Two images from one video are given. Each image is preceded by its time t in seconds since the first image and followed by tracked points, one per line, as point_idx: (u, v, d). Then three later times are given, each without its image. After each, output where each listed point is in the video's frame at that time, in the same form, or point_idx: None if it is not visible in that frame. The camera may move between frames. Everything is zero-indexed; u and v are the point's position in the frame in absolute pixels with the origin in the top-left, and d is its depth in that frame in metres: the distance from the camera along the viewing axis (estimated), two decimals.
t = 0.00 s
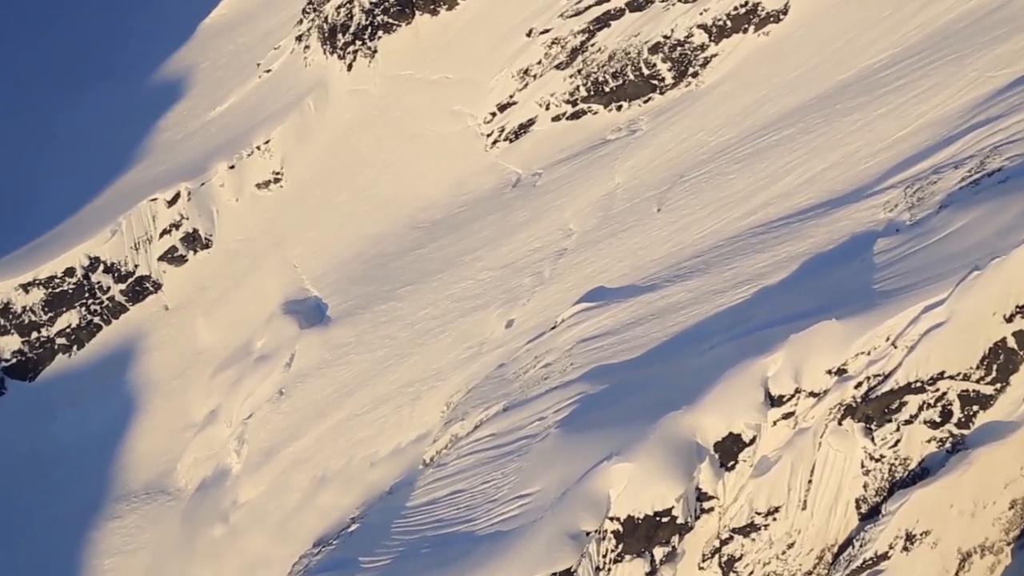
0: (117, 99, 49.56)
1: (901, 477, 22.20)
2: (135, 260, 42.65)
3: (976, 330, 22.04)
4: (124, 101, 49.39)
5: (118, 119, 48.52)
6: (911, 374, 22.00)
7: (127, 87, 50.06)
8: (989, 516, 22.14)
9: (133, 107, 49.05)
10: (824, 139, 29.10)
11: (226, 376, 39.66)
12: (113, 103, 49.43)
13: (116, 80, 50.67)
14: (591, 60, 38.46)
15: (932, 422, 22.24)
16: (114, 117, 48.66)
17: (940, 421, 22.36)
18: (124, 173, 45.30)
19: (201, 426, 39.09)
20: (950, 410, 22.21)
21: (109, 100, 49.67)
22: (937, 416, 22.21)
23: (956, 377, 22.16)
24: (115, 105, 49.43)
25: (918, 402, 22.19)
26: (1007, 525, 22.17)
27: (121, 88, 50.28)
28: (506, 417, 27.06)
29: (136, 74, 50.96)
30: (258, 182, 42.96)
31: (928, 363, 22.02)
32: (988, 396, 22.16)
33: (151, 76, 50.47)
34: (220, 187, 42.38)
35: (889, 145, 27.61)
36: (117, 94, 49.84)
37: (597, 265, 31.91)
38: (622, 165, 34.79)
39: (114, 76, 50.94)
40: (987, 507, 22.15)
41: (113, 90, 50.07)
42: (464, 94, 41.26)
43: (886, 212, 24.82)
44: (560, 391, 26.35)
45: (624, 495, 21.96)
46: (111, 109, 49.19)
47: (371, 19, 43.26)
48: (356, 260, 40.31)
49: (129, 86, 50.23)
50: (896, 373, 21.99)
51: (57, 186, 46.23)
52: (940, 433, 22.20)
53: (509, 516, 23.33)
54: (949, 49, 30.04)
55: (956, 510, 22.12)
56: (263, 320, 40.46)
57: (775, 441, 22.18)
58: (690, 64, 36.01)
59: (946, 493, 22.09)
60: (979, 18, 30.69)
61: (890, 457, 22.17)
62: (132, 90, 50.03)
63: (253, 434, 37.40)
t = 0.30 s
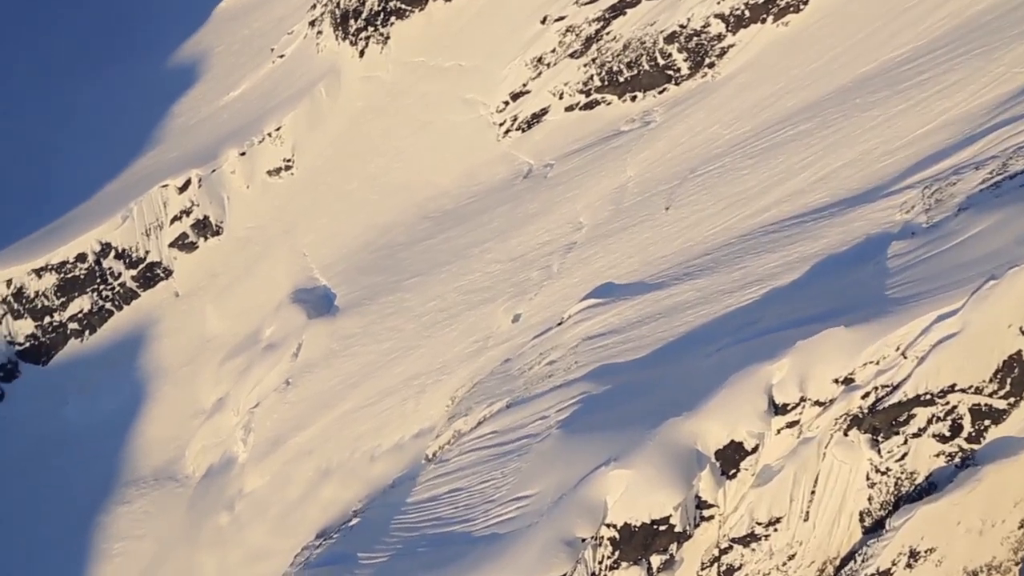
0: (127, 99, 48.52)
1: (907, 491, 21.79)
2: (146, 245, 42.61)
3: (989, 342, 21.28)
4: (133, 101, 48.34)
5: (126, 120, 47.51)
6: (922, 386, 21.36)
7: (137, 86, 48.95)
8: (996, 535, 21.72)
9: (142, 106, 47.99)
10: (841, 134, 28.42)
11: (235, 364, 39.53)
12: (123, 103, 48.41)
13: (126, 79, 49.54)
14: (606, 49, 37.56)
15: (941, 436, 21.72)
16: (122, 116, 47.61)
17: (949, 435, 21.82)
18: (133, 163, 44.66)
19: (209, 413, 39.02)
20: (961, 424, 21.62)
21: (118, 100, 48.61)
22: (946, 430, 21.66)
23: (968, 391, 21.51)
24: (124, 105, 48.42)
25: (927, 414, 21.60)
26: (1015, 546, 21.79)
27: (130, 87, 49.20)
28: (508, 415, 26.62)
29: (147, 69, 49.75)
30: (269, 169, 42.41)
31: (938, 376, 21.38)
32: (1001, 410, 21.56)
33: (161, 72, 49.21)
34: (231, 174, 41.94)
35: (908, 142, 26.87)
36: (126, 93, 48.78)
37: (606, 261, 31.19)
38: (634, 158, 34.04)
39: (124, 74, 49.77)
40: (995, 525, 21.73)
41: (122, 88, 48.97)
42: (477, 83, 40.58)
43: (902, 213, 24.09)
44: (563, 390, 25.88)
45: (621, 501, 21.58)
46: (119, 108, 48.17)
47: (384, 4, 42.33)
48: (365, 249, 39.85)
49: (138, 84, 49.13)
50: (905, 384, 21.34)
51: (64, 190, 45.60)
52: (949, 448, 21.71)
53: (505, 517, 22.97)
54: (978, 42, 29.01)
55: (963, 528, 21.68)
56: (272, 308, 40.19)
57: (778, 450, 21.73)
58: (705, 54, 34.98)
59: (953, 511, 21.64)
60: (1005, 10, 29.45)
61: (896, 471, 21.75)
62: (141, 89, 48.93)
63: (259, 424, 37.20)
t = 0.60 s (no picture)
0: (131, 98, 45.85)
1: (910, 507, 21.58)
2: (155, 229, 41.94)
3: (1000, 355, 20.72)
4: (134, 101, 45.71)
5: (129, 121, 44.99)
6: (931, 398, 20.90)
7: (140, 86, 46.19)
8: (1002, 556, 21.37)
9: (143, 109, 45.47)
10: (855, 131, 27.92)
11: (240, 351, 38.92)
12: (123, 105, 45.83)
13: (129, 78, 46.78)
14: (619, 37, 36.03)
15: (947, 451, 21.42)
16: (121, 119, 45.04)
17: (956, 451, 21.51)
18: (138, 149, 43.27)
19: (215, 399, 38.57)
20: (968, 439, 21.30)
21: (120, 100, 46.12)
22: (952, 445, 21.33)
23: (976, 406, 21.07)
24: (126, 106, 45.88)
25: (932, 429, 21.27)
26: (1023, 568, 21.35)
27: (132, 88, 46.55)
28: (508, 412, 26.15)
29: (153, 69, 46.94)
30: (279, 155, 41.58)
31: (945, 390, 20.88)
32: (1010, 426, 21.21)
33: (167, 71, 46.44)
34: (241, 159, 41.20)
35: (926, 140, 26.35)
36: (130, 92, 46.11)
37: (613, 256, 30.67)
38: (644, 151, 33.25)
39: (127, 71, 46.94)
40: (1002, 546, 21.37)
41: (123, 88, 46.30)
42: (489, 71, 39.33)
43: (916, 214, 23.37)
44: (563, 388, 25.39)
45: (615, 509, 21.19)
46: (119, 112, 45.62)
47: None
48: (372, 238, 39.21)
49: (142, 84, 46.44)
50: (910, 397, 20.91)
51: (59, 192, 43.48)
52: (955, 463, 21.40)
53: (498, 520, 22.56)
54: (1000, 38, 28.32)
55: (967, 547, 21.45)
56: (278, 295, 39.60)
57: (778, 460, 21.40)
58: (720, 45, 33.93)
59: (956, 529, 21.46)
60: None
61: (899, 486, 21.51)
62: (146, 87, 46.28)
63: (263, 412, 36.67)
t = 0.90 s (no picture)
0: (132, 97, 42.15)
1: (908, 525, 21.61)
2: (161, 212, 39.78)
3: (1007, 371, 20.72)
4: (137, 102, 41.93)
5: (130, 123, 41.40)
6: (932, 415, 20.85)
7: (143, 84, 42.34)
8: None
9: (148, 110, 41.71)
10: (869, 130, 28.18)
11: (243, 337, 37.88)
12: (126, 106, 42.06)
13: (132, 75, 42.92)
14: (632, 27, 34.71)
15: (946, 469, 21.48)
16: (123, 120, 41.33)
17: (956, 469, 21.57)
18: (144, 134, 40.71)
19: (217, 385, 37.61)
20: (968, 458, 21.33)
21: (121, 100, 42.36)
22: (952, 463, 21.39)
23: (978, 424, 21.08)
24: (129, 106, 42.12)
25: (932, 445, 21.26)
26: None
27: (137, 88, 42.73)
28: (505, 409, 25.71)
29: (159, 66, 42.93)
30: (287, 140, 39.56)
31: (947, 405, 20.85)
32: (1012, 445, 21.32)
33: (173, 66, 42.57)
34: (249, 143, 39.11)
35: (940, 142, 26.76)
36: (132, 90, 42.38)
37: (617, 252, 30.12)
38: (653, 144, 32.50)
39: (128, 68, 43.08)
40: (997, 567, 21.56)
41: (126, 87, 42.49)
42: (501, 58, 37.59)
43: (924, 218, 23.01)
44: (560, 387, 25.00)
45: (605, 517, 20.85)
46: (122, 114, 41.87)
47: None
48: (379, 226, 37.97)
49: (146, 82, 42.51)
50: (910, 412, 20.79)
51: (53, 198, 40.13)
52: (954, 482, 21.50)
53: (488, 523, 22.25)
54: (1022, 36, 28.13)
55: (963, 569, 21.59)
56: (283, 282, 38.28)
57: (774, 471, 21.05)
58: (734, 38, 33.01)
59: (954, 550, 21.53)
60: None
61: (898, 502, 21.49)
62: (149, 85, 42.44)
63: (263, 400, 36.12)
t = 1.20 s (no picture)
0: (132, 96, 38.21)
1: (900, 545, 21.58)
2: (167, 194, 37.23)
3: (1008, 392, 20.60)
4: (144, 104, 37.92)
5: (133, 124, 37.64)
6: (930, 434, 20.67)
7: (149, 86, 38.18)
8: None
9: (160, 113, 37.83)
10: (885, 131, 28.22)
11: (246, 322, 35.64)
12: (132, 111, 38.02)
13: (140, 80, 38.65)
14: (647, 17, 33.29)
15: (942, 491, 21.36)
16: (129, 126, 37.11)
17: (951, 491, 21.48)
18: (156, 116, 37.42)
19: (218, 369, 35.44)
20: (964, 480, 21.26)
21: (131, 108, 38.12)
22: (948, 485, 21.28)
23: (977, 446, 21.00)
24: (133, 108, 38.09)
25: (928, 465, 21.10)
26: None
27: (146, 96, 38.53)
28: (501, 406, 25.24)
29: (170, 72, 38.73)
30: (296, 124, 37.02)
31: (945, 426, 20.68)
32: (1011, 469, 21.30)
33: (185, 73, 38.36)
34: (258, 127, 36.53)
35: (956, 145, 27.03)
36: (132, 89, 38.42)
37: (622, 249, 29.60)
38: (662, 139, 31.82)
39: (135, 71, 38.69)
40: None
41: (133, 94, 38.22)
42: (512, 45, 35.67)
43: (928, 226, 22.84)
44: (557, 387, 24.57)
45: (592, 526, 20.57)
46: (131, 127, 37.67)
47: None
48: (389, 213, 35.87)
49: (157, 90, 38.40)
50: (908, 431, 20.64)
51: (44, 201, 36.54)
52: (949, 503, 21.43)
53: (476, 526, 21.98)
54: None
55: None
56: (288, 267, 35.99)
57: (766, 485, 20.88)
58: (748, 33, 32.07)
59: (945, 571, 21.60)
60: None
61: (890, 521, 21.45)
62: (154, 84, 38.54)
63: (264, 387, 34.27)
